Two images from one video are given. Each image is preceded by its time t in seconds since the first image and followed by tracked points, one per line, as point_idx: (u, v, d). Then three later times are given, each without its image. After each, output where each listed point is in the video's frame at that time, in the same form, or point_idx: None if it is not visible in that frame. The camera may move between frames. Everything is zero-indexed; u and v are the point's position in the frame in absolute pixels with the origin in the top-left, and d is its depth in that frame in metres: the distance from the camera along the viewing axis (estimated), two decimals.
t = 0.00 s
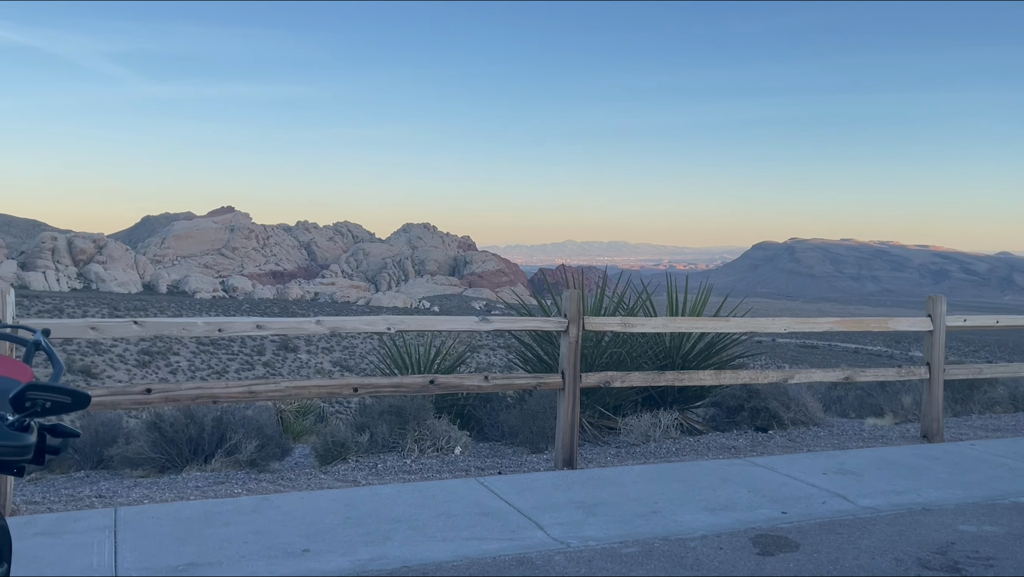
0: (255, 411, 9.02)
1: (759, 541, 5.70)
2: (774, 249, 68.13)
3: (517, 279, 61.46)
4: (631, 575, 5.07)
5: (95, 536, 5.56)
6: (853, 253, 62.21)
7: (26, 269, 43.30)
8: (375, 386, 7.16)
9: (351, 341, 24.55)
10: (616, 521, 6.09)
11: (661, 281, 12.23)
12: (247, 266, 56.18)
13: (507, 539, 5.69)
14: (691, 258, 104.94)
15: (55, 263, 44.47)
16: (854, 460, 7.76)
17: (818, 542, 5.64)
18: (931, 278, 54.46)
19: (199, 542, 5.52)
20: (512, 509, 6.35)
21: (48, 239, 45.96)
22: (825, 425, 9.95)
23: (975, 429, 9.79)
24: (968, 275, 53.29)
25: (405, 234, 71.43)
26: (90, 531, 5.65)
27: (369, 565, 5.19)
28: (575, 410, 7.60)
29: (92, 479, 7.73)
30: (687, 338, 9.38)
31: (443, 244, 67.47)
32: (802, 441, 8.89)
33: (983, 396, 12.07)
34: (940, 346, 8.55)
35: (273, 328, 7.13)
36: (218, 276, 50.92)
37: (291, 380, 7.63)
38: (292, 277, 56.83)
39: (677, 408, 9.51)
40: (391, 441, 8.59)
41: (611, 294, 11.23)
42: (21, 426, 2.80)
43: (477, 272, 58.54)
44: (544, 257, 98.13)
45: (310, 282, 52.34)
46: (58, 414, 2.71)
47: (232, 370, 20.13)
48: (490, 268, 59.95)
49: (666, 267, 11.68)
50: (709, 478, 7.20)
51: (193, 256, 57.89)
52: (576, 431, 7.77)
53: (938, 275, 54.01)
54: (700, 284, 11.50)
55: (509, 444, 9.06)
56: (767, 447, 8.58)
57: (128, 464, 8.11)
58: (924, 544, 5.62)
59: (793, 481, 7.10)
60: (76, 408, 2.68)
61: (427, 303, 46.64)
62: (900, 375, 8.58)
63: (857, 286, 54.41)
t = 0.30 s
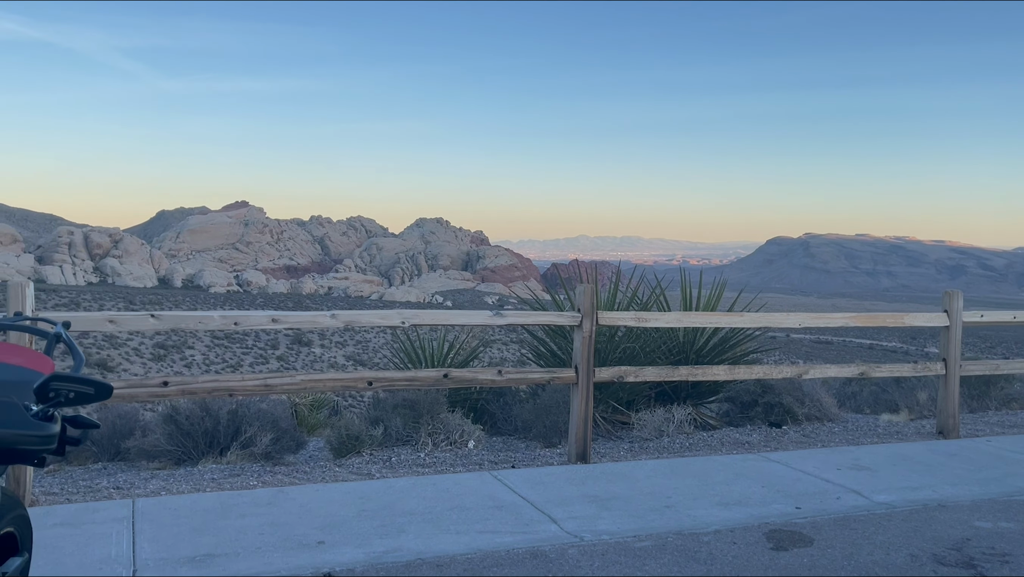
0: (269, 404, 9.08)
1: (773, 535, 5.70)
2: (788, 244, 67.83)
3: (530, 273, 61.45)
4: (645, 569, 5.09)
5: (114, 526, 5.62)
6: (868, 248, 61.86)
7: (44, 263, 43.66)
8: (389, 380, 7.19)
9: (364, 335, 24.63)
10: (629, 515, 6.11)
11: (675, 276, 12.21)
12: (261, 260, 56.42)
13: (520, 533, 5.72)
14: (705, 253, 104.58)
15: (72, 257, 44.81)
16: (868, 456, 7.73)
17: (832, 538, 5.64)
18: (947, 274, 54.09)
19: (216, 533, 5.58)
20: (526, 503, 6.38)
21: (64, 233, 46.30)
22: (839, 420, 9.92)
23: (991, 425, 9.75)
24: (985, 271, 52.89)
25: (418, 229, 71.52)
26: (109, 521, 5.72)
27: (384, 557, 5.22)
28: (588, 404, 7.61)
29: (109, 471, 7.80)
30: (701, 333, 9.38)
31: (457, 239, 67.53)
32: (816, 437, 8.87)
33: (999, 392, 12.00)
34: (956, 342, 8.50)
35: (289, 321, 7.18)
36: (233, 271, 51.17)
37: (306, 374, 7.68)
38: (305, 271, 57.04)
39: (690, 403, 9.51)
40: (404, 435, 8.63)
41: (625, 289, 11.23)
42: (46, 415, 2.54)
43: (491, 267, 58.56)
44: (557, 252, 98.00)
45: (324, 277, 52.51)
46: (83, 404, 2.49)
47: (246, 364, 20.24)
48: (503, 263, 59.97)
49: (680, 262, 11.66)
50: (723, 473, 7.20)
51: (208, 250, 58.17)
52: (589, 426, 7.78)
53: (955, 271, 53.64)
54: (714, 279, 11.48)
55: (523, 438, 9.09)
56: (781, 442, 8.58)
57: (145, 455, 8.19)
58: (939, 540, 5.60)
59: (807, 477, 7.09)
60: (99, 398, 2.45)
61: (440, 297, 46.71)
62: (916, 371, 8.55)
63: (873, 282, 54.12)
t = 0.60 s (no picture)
0: (285, 397, 9.14)
1: (788, 531, 5.70)
2: (804, 239, 67.49)
3: (544, 268, 61.41)
4: (660, 563, 5.10)
5: (133, 517, 5.68)
6: (884, 244, 61.47)
7: (61, 257, 43.99)
8: (404, 373, 7.23)
9: (377, 330, 24.69)
10: (644, 509, 6.12)
11: (690, 271, 12.19)
12: (276, 255, 56.68)
13: (535, 526, 5.74)
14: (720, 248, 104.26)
15: (88, 252, 45.15)
16: (885, 451, 7.71)
17: (847, 533, 5.63)
18: (965, 269, 53.67)
19: (233, 524, 5.63)
20: (540, 496, 6.40)
21: (82, 228, 46.66)
22: (855, 416, 9.88)
23: (1008, 421, 9.69)
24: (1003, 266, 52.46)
25: (432, 223, 71.60)
26: (128, 512, 5.78)
27: (399, 549, 5.26)
28: (603, 399, 7.62)
29: (127, 462, 7.88)
30: (716, 328, 9.36)
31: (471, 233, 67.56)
32: (832, 432, 8.85)
33: (1017, 388, 11.92)
34: (974, 337, 8.45)
35: (305, 315, 7.22)
36: (248, 265, 51.42)
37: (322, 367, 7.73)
38: (320, 266, 57.24)
39: (704, 398, 9.50)
40: (419, 428, 8.67)
41: (639, 284, 11.21)
42: (72, 405, 2.55)
43: (505, 262, 58.57)
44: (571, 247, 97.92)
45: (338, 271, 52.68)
46: (105, 395, 2.51)
47: (261, 358, 20.35)
48: (517, 258, 59.93)
49: (695, 257, 11.63)
50: (738, 468, 7.19)
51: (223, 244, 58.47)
52: (604, 420, 7.78)
53: (972, 266, 53.21)
54: (729, 274, 11.44)
55: (537, 432, 9.11)
56: (796, 438, 8.56)
57: (162, 448, 8.26)
58: (956, 536, 5.58)
59: (822, 472, 7.07)
60: (121, 390, 2.47)
61: (453, 292, 46.76)
62: (933, 366, 8.50)
63: (889, 278, 53.77)
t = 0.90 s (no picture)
0: (301, 391, 9.19)
1: (804, 526, 5.69)
2: (819, 235, 67.14)
3: (557, 263, 61.33)
4: (675, 557, 5.11)
5: (152, 508, 5.74)
6: (901, 239, 61.05)
7: (78, 251, 44.31)
8: (419, 367, 7.25)
9: (391, 324, 24.74)
10: (659, 504, 6.13)
11: (705, 266, 12.16)
12: (291, 249, 56.91)
13: (550, 520, 5.75)
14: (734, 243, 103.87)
15: (105, 246, 45.46)
16: (901, 448, 7.68)
17: (864, 529, 5.62)
18: (983, 265, 53.24)
19: (250, 516, 5.67)
20: (555, 491, 6.41)
21: (99, 222, 46.97)
22: (871, 412, 9.84)
23: None
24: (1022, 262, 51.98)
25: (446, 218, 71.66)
26: (147, 503, 5.83)
27: (414, 542, 5.29)
28: (618, 393, 7.62)
29: (145, 454, 7.94)
30: (731, 323, 9.34)
31: (485, 228, 67.55)
32: (848, 428, 8.82)
33: None
34: (993, 333, 8.39)
35: (321, 309, 7.26)
36: (263, 259, 51.63)
37: (338, 361, 7.77)
38: (334, 260, 57.41)
39: (720, 393, 9.48)
40: (434, 422, 8.70)
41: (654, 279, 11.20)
42: (96, 396, 2.57)
43: (518, 256, 58.56)
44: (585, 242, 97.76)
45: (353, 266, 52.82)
46: (129, 387, 2.54)
47: (276, 351, 20.44)
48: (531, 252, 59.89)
49: (710, 252, 11.60)
50: (753, 463, 7.18)
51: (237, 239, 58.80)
52: (619, 415, 7.78)
53: (991, 262, 52.77)
54: (744, 269, 11.41)
55: (551, 427, 9.12)
56: (812, 433, 8.54)
57: (180, 440, 8.33)
58: (973, 533, 5.56)
59: (838, 468, 7.06)
60: (143, 381, 2.50)
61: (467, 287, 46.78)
62: (951, 362, 8.45)
63: (906, 273, 53.37)
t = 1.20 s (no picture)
0: (316, 384, 9.24)
1: (820, 522, 5.68)
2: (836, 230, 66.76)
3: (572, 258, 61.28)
4: (690, 552, 5.11)
5: (170, 500, 5.79)
6: (919, 234, 60.62)
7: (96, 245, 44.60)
8: (434, 361, 7.27)
9: (406, 318, 24.81)
10: (674, 499, 6.13)
11: (721, 261, 12.13)
12: (305, 244, 57.10)
13: (565, 514, 5.77)
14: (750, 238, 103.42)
15: (122, 240, 45.75)
16: (918, 444, 7.64)
17: (880, 525, 5.60)
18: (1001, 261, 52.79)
19: (267, 508, 5.71)
20: (570, 485, 6.43)
21: (116, 216, 47.27)
22: (888, 408, 9.80)
23: None
24: None
25: (461, 213, 71.70)
26: (165, 495, 5.88)
27: (430, 535, 5.31)
28: (632, 388, 7.61)
29: (162, 447, 8.00)
30: (747, 318, 9.31)
31: (499, 222, 67.56)
32: (864, 424, 8.79)
33: None
34: (1012, 329, 8.33)
35: (337, 302, 7.29)
36: (278, 254, 51.83)
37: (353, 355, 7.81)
38: (348, 255, 57.56)
39: (735, 388, 9.47)
40: (449, 416, 8.73)
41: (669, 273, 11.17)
42: (119, 387, 2.60)
43: (533, 251, 58.53)
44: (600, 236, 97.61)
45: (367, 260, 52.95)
46: (151, 377, 2.58)
47: (291, 345, 20.55)
48: (545, 247, 59.83)
49: (726, 247, 11.57)
50: (768, 459, 7.17)
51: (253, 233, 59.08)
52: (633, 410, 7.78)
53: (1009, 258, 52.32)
54: (760, 264, 11.37)
55: (565, 421, 9.13)
56: (828, 429, 8.51)
57: (196, 433, 8.39)
58: (991, 529, 5.54)
59: (854, 464, 7.04)
60: (165, 373, 2.53)
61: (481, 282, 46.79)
62: (969, 358, 8.40)
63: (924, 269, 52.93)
